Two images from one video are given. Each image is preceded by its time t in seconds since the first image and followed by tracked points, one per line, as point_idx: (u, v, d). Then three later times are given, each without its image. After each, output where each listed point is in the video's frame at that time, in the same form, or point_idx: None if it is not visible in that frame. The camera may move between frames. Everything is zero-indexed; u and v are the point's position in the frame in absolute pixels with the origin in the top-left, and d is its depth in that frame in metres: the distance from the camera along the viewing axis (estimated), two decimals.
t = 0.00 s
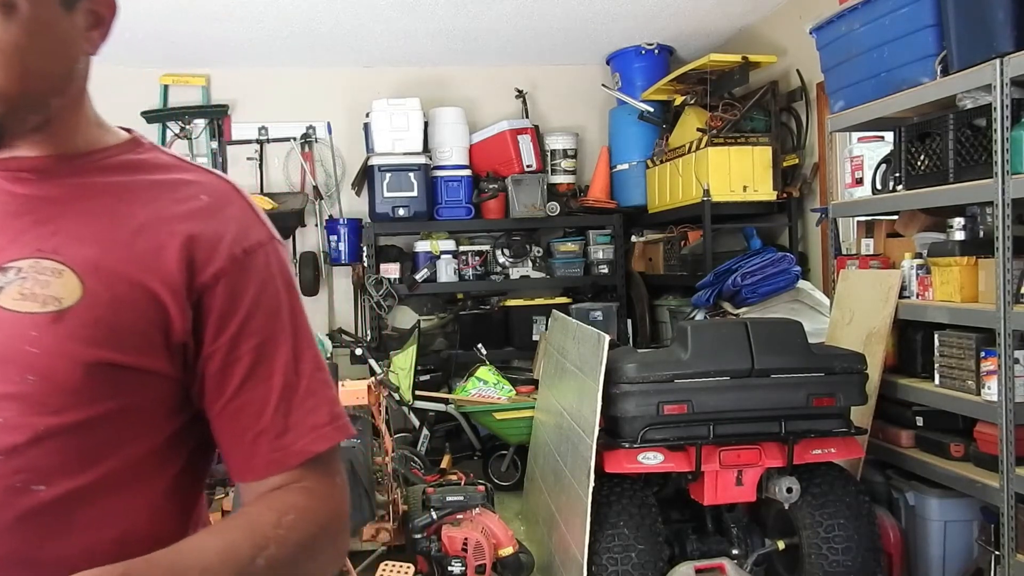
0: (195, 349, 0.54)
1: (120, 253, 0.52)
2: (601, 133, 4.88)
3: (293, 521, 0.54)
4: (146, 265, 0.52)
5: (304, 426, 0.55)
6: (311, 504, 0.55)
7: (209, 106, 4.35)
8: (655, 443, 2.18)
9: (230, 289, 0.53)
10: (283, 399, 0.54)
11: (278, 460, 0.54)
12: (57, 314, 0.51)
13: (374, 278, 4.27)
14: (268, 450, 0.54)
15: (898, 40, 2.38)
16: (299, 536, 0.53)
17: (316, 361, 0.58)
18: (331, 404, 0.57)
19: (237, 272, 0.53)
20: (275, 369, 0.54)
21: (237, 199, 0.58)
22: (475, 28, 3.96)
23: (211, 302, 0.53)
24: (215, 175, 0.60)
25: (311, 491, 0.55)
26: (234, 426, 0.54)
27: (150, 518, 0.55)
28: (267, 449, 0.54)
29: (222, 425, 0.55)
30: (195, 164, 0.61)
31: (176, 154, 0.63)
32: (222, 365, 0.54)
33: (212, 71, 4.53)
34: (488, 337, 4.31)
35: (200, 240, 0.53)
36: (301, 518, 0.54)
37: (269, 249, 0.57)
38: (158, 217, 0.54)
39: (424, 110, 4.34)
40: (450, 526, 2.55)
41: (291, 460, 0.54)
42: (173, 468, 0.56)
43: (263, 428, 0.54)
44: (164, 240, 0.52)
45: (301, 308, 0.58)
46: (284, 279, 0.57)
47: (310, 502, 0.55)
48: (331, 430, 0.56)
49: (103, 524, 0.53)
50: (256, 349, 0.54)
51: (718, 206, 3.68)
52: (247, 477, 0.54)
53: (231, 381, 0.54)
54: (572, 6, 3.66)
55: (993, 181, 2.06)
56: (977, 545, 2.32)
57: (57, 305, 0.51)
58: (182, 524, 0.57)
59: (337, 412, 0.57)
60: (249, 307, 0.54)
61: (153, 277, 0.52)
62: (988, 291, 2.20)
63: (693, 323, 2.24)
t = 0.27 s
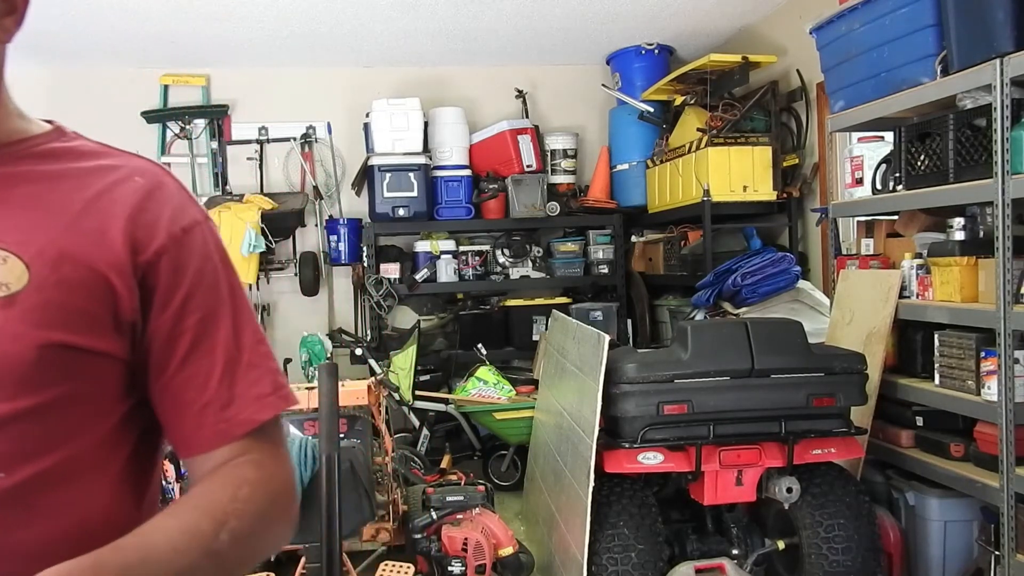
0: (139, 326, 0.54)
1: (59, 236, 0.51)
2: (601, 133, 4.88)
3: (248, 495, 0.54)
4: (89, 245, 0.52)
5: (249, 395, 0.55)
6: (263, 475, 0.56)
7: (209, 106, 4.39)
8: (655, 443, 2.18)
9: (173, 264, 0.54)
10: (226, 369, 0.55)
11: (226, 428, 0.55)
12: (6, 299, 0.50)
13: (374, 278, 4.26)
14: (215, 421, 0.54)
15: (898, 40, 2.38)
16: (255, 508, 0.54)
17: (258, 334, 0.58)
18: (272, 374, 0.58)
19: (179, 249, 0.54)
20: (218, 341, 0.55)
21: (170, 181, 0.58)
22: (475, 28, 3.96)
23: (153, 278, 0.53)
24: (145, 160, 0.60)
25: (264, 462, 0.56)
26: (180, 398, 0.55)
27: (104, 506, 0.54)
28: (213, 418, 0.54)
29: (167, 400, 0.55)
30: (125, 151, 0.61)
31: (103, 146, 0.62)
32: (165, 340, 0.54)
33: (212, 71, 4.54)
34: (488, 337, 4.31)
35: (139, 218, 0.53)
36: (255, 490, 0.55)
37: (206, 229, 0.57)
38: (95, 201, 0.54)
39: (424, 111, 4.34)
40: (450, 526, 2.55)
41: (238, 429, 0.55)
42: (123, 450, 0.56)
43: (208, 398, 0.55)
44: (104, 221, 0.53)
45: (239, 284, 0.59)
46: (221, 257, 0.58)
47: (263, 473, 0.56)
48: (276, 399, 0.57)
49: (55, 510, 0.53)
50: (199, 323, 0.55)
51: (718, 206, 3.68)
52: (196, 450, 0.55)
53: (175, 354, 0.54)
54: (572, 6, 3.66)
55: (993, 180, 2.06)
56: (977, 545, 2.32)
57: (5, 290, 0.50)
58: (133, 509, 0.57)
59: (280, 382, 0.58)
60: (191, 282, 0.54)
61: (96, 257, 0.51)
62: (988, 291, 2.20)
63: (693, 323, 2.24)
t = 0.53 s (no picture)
0: (86, 317, 0.55)
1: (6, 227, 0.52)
2: (601, 133, 4.88)
3: (197, 486, 0.56)
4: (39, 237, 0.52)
5: (192, 385, 0.57)
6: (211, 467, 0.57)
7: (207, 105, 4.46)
8: (655, 443, 2.18)
9: (122, 256, 0.55)
10: (168, 359, 0.57)
11: (168, 415, 0.56)
12: None
13: (374, 278, 4.26)
14: (159, 409, 0.56)
15: (898, 40, 2.38)
16: (205, 498, 0.56)
17: (198, 328, 0.60)
18: (212, 365, 0.60)
19: (126, 242, 0.55)
20: (163, 332, 0.57)
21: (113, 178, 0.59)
22: (475, 28, 3.97)
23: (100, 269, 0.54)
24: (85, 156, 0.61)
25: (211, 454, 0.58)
26: (125, 387, 0.56)
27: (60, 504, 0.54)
28: (157, 405, 0.56)
29: (113, 389, 0.56)
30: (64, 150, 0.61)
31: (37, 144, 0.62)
32: (110, 330, 0.55)
33: (212, 71, 4.54)
34: (488, 337, 4.31)
35: (86, 211, 0.54)
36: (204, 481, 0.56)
37: (149, 224, 0.59)
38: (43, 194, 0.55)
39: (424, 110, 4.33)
40: (450, 526, 2.55)
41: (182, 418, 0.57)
42: (78, 447, 0.56)
43: (151, 386, 0.56)
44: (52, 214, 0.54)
45: (180, 279, 0.61)
46: (163, 253, 0.60)
47: (209, 464, 0.57)
48: (217, 389, 0.59)
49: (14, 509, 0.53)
50: (145, 313, 0.56)
51: (718, 207, 3.68)
52: (140, 438, 0.56)
53: (120, 343, 0.55)
54: (572, 6, 3.66)
55: (994, 180, 2.06)
56: (977, 545, 2.32)
57: None
58: (86, 503, 0.57)
59: (220, 374, 0.60)
60: (139, 274, 0.56)
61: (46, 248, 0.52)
62: (989, 291, 2.20)
63: (693, 323, 2.25)
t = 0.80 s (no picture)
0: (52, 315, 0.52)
1: None
2: (601, 133, 4.88)
3: (170, 482, 0.55)
4: None
5: (160, 378, 0.56)
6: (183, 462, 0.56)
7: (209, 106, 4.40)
8: (655, 443, 2.18)
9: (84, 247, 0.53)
10: (135, 352, 0.55)
11: (137, 409, 0.55)
12: None
13: (374, 278, 4.26)
14: (128, 403, 0.54)
15: (898, 40, 2.38)
16: (179, 494, 0.55)
17: (163, 320, 0.59)
18: (179, 358, 0.58)
19: (88, 233, 0.53)
20: (129, 325, 0.55)
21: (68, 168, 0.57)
22: (475, 28, 3.97)
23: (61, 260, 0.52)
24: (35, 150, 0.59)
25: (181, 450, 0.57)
26: (90, 384, 0.54)
27: (27, 510, 0.53)
28: (125, 399, 0.54)
29: (78, 385, 0.54)
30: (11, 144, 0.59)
31: None
32: (73, 323, 0.53)
33: (212, 71, 4.54)
34: (488, 337, 4.31)
35: (43, 202, 0.53)
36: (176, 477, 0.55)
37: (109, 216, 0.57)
38: None
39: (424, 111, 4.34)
40: (450, 526, 2.55)
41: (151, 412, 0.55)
42: (46, 452, 0.54)
43: (117, 380, 0.54)
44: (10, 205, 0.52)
45: (142, 271, 0.59)
46: (125, 245, 0.58)
47: (181, 459, 0.56)
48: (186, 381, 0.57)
49: None
50: (109, 305, 0.54)
51: (718, 206, 3.68)
52: (110, 434, 0.55)
53: (85, 339, 0.54)
54: (572, 6, 3.66)
55: (993, 180, 2.06)
56: (977, 545, 2.32)
57: None
58: (57, 504, 0.56)
59: (187, 366, 0.58)
60: (103, 267, 0.54)
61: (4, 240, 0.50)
62: (989, 291, 2.20)
63: (693, 323, 2.25)
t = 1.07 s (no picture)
0: (39, 317, 0.53)
1: None
2: (601, 133, 4.88)
3: (163, 481, 0.54)
4: None
5: (150, 376, 0.56)
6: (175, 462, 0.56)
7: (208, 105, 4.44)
8: (655, 443, 2.18)
9: (68, 247, 0.53)
10: (125, 350, 0.55)
11: (129, 408, 0.55)
12: None
13: (374, 278, 4.26)
14: (119, 402, 0.55)
15: (898, 40, 2.38)
16: (174, 492, 0.54)
17: (152, 318, 0.59)
18: (169, 355, 0.58)
19: (71, 234, 0.54)
20: (118, 324, 0.55)
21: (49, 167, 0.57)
22: (475, 28, 3.97)
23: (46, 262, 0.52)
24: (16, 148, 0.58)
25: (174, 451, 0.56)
26: (80, 385, 0.54)
27: (17, 515, 0.53)
28: (116, 399, 0.55)
29: (68, 386, 0.54)
30: None
31: None
32: (61, 325, 0.54)
33: (212, 71, 4.54)
34: (488, 337, 4.31)
35: (26, 202, 0.53)
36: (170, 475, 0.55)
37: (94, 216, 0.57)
38: None
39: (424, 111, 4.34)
40: (450, 526, 2.55)
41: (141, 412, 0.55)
42: (35, 455, 0.55)
43: (107, 380, 0.55)
44: None
45: (129, 269, 0.59)
46: (111, 245, 0.58)
47: (174, 458, 0.56)
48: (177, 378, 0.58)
49: None
50: (97, 305, 0.54)
51: (718, 206, 3.68)
52: (101, 434, 0.55)
53: (73, 340, 0.54)
54: (572, 6, 3.66)
55: (993, 181, 2.06)
56: (977, 545, 2.32)
57: None
58: (46, 510, 0.55)
59: (176, 363, 0.59)
60: (89, 266, 0.54)
61: None
62: (989, 291, 2.20)
63: (693, 323, 2.25)
